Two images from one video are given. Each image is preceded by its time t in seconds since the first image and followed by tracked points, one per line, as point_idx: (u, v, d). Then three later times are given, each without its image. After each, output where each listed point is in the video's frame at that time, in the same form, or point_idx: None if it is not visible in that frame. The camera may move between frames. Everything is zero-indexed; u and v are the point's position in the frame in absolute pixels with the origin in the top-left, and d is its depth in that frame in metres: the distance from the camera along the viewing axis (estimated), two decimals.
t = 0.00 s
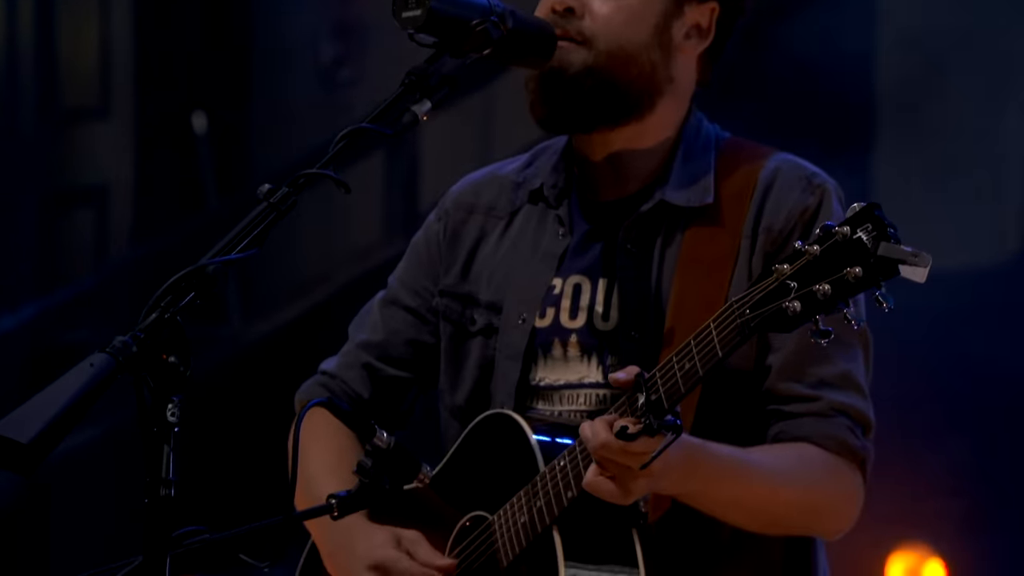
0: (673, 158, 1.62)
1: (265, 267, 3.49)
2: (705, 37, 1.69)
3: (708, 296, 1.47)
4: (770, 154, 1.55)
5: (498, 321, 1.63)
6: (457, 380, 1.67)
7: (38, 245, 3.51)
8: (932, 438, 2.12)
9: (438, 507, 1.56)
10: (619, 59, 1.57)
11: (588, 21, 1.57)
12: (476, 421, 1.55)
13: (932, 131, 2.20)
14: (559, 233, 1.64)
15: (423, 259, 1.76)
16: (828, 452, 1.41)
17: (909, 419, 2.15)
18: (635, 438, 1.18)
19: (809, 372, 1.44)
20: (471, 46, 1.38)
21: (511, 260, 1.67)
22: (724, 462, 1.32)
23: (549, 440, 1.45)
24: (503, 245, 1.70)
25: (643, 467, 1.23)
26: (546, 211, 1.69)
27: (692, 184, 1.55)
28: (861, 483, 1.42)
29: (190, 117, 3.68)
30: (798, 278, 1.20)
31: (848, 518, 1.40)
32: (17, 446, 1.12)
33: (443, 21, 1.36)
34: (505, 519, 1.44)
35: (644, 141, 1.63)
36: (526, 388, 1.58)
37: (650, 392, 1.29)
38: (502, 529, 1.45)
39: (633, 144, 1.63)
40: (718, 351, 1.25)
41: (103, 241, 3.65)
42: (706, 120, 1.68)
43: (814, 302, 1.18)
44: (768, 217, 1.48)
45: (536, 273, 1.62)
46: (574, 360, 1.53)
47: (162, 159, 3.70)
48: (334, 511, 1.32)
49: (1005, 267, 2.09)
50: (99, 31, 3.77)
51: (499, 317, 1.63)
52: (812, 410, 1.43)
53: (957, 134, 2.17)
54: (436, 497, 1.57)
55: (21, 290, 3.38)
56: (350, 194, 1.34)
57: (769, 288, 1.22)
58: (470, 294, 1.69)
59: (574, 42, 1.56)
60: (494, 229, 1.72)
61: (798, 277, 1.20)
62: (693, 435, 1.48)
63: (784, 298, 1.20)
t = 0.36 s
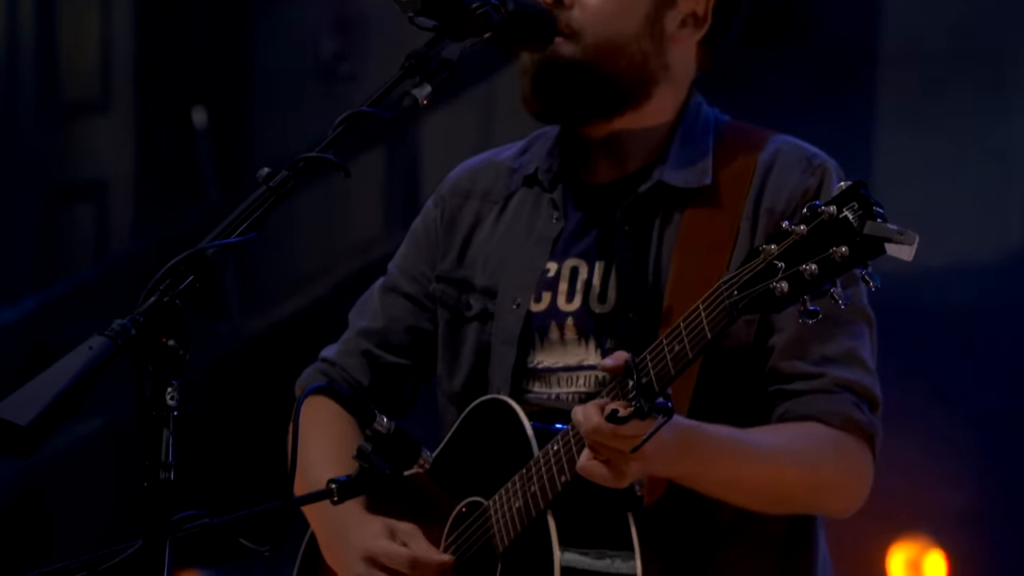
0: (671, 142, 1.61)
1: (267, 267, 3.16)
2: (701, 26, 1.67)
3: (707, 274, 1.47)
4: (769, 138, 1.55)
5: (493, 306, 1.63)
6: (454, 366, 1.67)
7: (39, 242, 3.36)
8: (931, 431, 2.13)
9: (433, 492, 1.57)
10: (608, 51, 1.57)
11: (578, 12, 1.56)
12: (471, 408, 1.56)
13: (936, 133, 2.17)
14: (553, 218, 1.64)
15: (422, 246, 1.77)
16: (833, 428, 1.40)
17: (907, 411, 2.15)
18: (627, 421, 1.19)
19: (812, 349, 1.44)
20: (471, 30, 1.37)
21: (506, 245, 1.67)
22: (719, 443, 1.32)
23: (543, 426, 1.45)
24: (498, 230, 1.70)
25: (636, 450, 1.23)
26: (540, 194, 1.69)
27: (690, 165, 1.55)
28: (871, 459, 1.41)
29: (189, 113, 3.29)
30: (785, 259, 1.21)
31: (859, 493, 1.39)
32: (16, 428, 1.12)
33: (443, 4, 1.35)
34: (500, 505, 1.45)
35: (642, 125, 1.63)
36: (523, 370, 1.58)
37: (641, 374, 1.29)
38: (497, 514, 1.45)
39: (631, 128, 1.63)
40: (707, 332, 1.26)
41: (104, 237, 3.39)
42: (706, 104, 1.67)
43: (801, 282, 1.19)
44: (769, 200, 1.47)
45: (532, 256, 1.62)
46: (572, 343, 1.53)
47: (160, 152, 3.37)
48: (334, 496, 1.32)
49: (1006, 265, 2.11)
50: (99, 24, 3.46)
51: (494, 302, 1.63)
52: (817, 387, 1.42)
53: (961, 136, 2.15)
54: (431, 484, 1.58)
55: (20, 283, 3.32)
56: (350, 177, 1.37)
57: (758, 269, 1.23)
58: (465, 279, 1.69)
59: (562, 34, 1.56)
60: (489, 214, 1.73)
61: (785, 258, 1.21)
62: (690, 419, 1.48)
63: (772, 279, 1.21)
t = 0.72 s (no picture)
0: (667, 121, 1.61)
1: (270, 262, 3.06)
2: (707, 12, 1.66)
3: (702, 262, 1.48)
4: (766, 116, 1.57)
5: (490, 287, 1.66)
6: (451, 348, 1.69)
7: (36, 242, 3.35)
8: (927, 412, 2.22)
9: (434, 477, 1.57)
10: (623, 34, 1.56)
11: None
12: (472, 391, 1.55)
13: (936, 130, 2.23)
14: (550, 198, 1.66)
15: (416, 226, 1.78)
16: (842, 406, 1.41)
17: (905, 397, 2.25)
18: (630, 410, 1.19)
19: (816, 329, 1.44)
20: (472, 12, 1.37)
21: (502, 225, 1.69)
22: (725, 423, 1.33)
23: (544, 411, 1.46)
24: (494, 212, 1.72)
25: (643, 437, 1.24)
26: (537, 174, 1.71)
27: (687, 144, 1.56)
28: (880, 433, 1.42)
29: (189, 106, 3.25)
30: (789, 245, 1.21)
31: (870, 468, 1.40)
32: (15, 409, 1.12)
33: None
34: (503, 492, 1.44)
35: (641, 105, 1.63)
36: (522, 351, 1.60)
37: (645, 362, 1.28)
38: (499, 501, 1.45)
39: (630, 106, 1.62)
40: (710, 319, 1.25)
41: (104, 233, 3.33)
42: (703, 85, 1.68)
43: (807, 268, 1.19)
44: (769, 177, 1.49)
45: (529, 237, 1.64)
46: (572, 325, 1.55)
47: (162, 150, 3.31)
48: (335, 481, 1.31)
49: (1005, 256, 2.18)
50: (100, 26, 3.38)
51: (491, 284, 1.65)
52: (825, 366, 1.42)
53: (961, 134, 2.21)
54: (430, 467, 1.57)
55: (22, 277, 3.29)
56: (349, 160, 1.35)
57: (761, 256, 1.22)
58: (462, 261, 1.71)
59: (577, 16, 1.55)
60: (485, 195, 1.75)
61: (789, 244, 1.21)
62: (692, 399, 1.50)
63: (776, 266, 1.20)
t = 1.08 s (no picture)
0: (665, 104, 1.60)
1: (270, 253, 3.12)
2: None
3: (702, 244, 1.48)
4: (766, 98, 1.56)
5: (487, 270, 1.67)
6: (447, 332, 1.71)
7: (36, 230, 3.34)
8: (923, 401, 2.24)
9: (430, 460, 1.57)
10: (620, 12, 1.54)
11: None
12: (468, 376, 1.56)
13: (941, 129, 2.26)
14: (548, 180, 1.67)
15: (414, 211, 1.80)
16: (839, 388, 1.41)
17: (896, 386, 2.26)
18: (630, 392, 1.18)
19: (814, 310, 1.45)
20: None
21: (500, 208, 1.70)
22: (723, 403, 1.32)
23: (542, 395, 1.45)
24: (491, 195, 1.73)
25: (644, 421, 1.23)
26: (535, 157, 1.72)
27: (684, 126, 1.56)
28: (877, 418, 1.42)
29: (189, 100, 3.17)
30: (791, 226, 1.20)
31: (866, 453, 1.40)
32: (13, 390, 1.12)
33: None
34: (501, 475, 1.44)
35: (639, 87, 1.61)
36: (520, 334, 1.61)
37: (645, 345, 1.27)
38: (498, 485, 1.45)
39: (628, 89, 1.62)
40: (712, 302, 1.24)
41: (104, 224, 3.31)
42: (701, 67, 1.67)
43: (809, 248, 1.18)
44: (768, 158, 1.49)
45: (527, 220, 1.65)
46: (570, 308, 1.55)
47: (162, 144, 3.25)
48: (335, 464, 1.34)
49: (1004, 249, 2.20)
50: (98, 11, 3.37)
51: (488, 267, 1.66)
52: (822, 348, 1.43)
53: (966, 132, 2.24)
54: (426, 451, 1.58)
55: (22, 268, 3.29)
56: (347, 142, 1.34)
57: (763, 237, 1.22)
58: (460, 245, 1.72)
59: None
60: (483, 178, 1.76)
61: (791, 225, 1.20)
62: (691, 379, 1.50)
63: (779, 247, 1.19)
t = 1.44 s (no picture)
0: (669, 89, 1.60)
1: (270, 246, 2.96)
2: None
3: (698, 227, 1.47)
4: (768, 85, 1.56)
5: (487, 255, 1.66)
6: (448, 317, 1.70)
7: (36, 221, 3.31)
8: (922, 393, 2.23)
9: (426, 442, 1.57)
10: None
11: None
12: (466, 357, 1.56)
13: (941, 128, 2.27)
14: (549, 166, 1.66)
15: (415, 195, 1.81)
16: (827, 370, 1.41)
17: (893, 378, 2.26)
18: (623, 371, 1.16)
19: (807, 295, 1.45)
20: None
21: (501, 192, 1.70)
22: (716, 385, 1.32)
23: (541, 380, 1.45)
24: (493, 179, 1.73)
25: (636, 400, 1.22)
26: (537, 142, 1.71)
27: (688, 113, 1.55)
28: (868, 404, 1.42)
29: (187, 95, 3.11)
30: (783, 205, 1.20)
31: (858, 439, 1.40)
32: (11, 368, 1.11)
33: None
34: (496, 458, 1.44)
35: (641, 69, 1.61)
36: (519, 319, 1.60)
37: (638, 325, 1.28)
38: (492, 467, 1.45)
39: (629, 72, 1.61)
40: (705, 281, 1.23)
41: (102, 219, 3.22)
42: (705, 53, 1.67)
43: (801, 227, 1.17)
44: (768, 146, 1.48)
45: (527, 205, 1.64)
46: (568, 292, 1.55)
47: (161, 138, 3.16)
48: (334, 446, 1.31)
49: (1004, 243, 2.19)
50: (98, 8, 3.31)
51: (489, 251, 1.66)
52: (815, 332, 1.42)
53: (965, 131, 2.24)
54: (426, 436, 1.57)
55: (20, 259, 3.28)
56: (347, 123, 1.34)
57: (755, 216, 1.21)
58: (461, 229, 1.72)
59: None
60: (485, 162, 1.76)
61: (783, 203, 1.20)
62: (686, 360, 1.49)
63: (770, 226, 1.19)
